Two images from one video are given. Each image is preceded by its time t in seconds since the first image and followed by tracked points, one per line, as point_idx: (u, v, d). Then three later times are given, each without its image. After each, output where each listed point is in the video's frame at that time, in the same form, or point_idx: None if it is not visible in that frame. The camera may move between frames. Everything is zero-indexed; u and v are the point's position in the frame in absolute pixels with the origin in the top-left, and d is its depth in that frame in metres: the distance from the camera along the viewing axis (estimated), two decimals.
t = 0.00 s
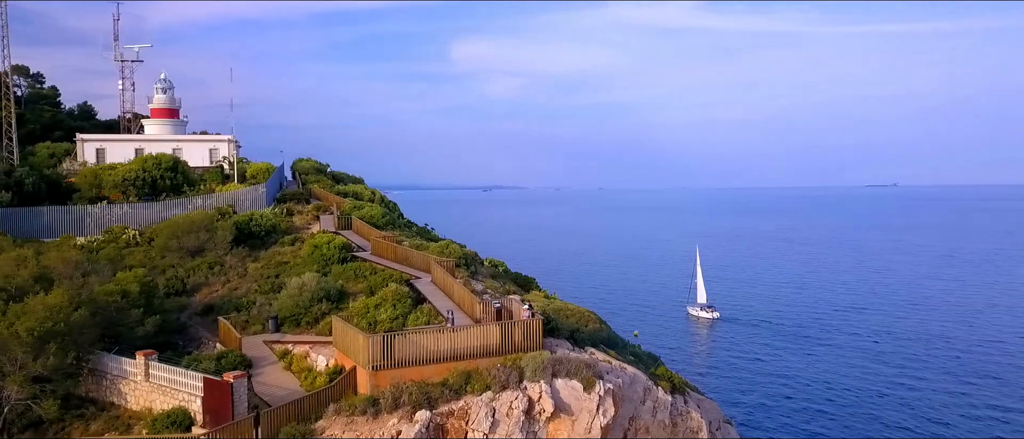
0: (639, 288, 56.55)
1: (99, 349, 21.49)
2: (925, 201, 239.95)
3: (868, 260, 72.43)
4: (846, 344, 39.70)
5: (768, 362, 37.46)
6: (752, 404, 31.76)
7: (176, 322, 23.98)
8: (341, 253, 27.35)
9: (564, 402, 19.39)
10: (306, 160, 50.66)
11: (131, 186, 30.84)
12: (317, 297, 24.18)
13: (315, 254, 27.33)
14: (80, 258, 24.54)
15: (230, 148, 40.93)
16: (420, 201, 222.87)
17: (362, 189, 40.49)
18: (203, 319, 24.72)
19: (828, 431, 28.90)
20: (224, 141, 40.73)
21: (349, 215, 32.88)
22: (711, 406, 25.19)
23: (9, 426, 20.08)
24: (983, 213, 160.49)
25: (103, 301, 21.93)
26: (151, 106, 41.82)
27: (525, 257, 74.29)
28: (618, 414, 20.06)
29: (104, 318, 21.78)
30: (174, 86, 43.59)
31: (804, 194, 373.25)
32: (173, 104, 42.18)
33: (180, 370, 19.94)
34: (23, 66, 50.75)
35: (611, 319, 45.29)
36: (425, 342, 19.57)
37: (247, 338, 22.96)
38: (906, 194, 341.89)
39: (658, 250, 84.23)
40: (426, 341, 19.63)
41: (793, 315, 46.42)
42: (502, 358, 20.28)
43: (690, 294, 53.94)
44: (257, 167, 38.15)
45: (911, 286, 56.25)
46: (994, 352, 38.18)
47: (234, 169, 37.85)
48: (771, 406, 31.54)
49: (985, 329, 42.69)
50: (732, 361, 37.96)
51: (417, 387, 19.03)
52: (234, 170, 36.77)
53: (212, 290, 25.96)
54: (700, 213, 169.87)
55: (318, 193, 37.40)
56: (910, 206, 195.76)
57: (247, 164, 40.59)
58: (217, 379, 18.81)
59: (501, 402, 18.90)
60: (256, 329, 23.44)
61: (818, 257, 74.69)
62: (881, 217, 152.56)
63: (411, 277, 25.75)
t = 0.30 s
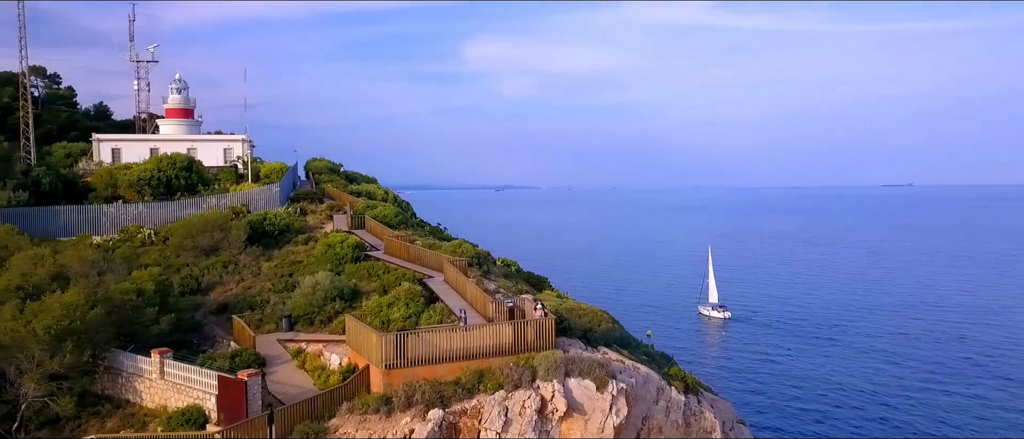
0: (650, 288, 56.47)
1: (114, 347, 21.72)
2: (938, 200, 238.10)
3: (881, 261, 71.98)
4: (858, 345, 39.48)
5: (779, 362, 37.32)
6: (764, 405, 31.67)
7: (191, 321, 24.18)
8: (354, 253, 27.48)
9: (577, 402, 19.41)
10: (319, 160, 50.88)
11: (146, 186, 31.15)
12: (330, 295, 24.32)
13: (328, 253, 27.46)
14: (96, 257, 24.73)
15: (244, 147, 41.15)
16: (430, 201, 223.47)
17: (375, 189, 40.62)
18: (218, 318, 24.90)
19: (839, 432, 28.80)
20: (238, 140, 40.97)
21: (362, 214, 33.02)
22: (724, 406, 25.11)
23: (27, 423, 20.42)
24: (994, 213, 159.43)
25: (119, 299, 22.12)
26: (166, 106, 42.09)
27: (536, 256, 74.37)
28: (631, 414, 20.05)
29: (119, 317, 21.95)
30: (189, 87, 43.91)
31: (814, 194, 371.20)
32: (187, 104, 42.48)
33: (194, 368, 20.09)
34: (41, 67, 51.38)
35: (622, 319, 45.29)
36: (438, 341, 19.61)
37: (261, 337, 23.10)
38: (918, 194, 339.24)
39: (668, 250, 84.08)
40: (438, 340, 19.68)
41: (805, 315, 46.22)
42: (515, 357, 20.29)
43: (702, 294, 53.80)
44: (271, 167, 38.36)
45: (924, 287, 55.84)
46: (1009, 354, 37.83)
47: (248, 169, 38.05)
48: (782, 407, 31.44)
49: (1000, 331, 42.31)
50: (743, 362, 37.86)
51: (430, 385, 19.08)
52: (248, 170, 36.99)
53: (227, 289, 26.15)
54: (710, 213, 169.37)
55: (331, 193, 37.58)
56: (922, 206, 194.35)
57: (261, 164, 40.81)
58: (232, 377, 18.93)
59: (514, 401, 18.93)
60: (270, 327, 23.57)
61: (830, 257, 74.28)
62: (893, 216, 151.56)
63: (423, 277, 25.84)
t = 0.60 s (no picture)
0: (662, 287, 56.35)
1: (130, 345, 21.90)
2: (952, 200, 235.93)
3: (895, 261, 71.42)
4: (872, 346, 39.22)
5: (792, 363, 37.15)
6: (776, 406, 31.51)
7: (206, 319, 24.37)
8: (368, 252, 27.60)
9: (590, 401, 19.40)
10: (333, 160, 51.12)
11: (161, 186, 31.42)
12: (344, 295, 24.44)
13: (342, 252, 27.59)
14: (113, 256, 24.92)
15: (258, 147, 41.37)
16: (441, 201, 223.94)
17: (388, 188, 40.74)
18: (232, 317, 25.06)
19: (852, 433, 28.67)
20: (253, 140, 41.19)
21: (376, 214, 33.14)
22: (738, 406, 25.00)
23: (45, 420, 20.65)
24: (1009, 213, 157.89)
25: (135, 298, 22.30)
26: (181, 106, 42.40)
27: (547, 256, 74.42)
28: (644, 414, 20.03)
29: (135, 315, 22.14)
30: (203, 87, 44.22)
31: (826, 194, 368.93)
32: (202, 105, 42.78)
33: (209, 366, 20.23)
34: (58, 69, 51.98)
35: (633, 319, 45.24)
36: (451, 340, 19.63)
37: (275, 335, 23.23)
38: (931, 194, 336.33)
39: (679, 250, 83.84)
40: (451, 339, 19.70)
41: (818, 316, 45.96)
42: (528, 357, 20.28)
43: (715, 294, 53.61)
44: (285, 167, 38.55)
45: (940, 288, 55.36)
46: None
47: (262, 169, 38.26)
48: (795, 407, 31.33)
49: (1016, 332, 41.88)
50: (755, 362, 37.73)
51: (443, 384, 19.12)
52: (262, 169, 37.19)
53: (241, 288, 26.32)
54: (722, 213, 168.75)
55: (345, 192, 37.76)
56: (936, 206, 192.69)
57: (275, 164, 41.03)
58: (246, 375, 19.03)
59: (527, 401, 18.96)
60: (284, 326, 23.68)
61: (844, 258, 73.79)
62: (906, 216, 150.37)
63: (436, 276, 25.90)
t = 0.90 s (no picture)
0: (675, 288, 56.19)
1: (147, 344, 22.09)
2: (966, 200, 233.85)
3: (911, 262, 70.85)
4: (887, 348, 38.90)
5: (805, 364, 36.93)
6: (790, 407, 31.34)
7: (222, 318, 24.55)
8: (382, 251, 27.72)
9: (605, 402, 19.40)
10: (347, 160, 51.34)
11: (177, 185, 31.67)
12: (359, 294, 24.55)
13: (356, 252, 27.72)
14: (130, 255, 25.12)
15: (273, 147, 41.59)
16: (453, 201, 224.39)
17: (402, 188, 40.87)
18: (248, 316, 25.23)
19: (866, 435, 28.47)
20: (268, 140, 41.42)
21: (390, 214, 33.28)
22: (753, 407, 24.91)
23: (63, 418, 20.90)
24: None
25: (152, 297, 22.48)
26: (197, 106, 42.71)
27: (559, 256, 74.44)
28: (659, 414, 19.99)
29: (151, 314, 22.31)
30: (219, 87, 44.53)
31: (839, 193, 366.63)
32: (218, 105, 43.08)
33: (225, 365, 20.37)
34: (77, 70, 52.56)
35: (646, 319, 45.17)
36: (465, 339, 19.65)
37: (290, 334, 23.36)
38: (946, 193, 333.44)
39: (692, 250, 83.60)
40: (465, 339, 19.72)
41: (832, 317, 45.67)
42: (542, 356, 20.27)
43: (728, 294, 53.40)
44: (300, 167, 38.74)
45: (955, 289, 54.88)
46: None
47: (278, 169, 38.48)
48: (809, 408, 31.16)
49: None
50: (768, 363, 37.55)
51: (457, 384, 19.15)
52: (277, 169, 37.42)
53: (256, 287, 26.50)
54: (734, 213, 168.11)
55: (360, 192, 37.92)
56: (950, 206, 191.09)
57: (290, 164, 41.24)
58: (262, 374, 19.14)
59: (541, 401, 18.97)
60: (299, 326, 23.82)
61: (859, 258, 73.25)
62: (920, 216, 149.27)
63: (450, 276, 25.97)
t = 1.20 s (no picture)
0: (688, 288, 56.03)
1: (163, 343, 22.27)
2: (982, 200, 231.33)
3: (926, 262, 70.25)
4: (902, 349, 38.60)
5: (819, 365, 36.73)
6: (804, 408, 31.19)
7: (237, 317, 24.72)
8: (397, 251, 27.83)
9: (619, 402, 19.37)
10: (361, 160, 51.54)
11: (193, 185, 31.94)
12: (373, 293, 24.66)
13: (371, 251, 27.84)
14: (146, 254, 25.30)
15: (288, 147, 41.82)
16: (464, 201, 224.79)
17: (417, 188, 40.97)
18: (263, 315, 25.39)
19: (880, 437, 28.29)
20: (283, 140, 41.66)
21: (404, 213, 33.39)
22: (768, 408, 24.78)
23: (81, 415, 21.12)
24: None
25: (168, 296, 22.66)
26: (213, 107, 43.02)
27: (571, 256, 74.43)
28: (673, 415, 19.95)
29: (168, 313, 22.51)
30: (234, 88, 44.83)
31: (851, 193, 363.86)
32: (233, 105, 43.38)
33: (241, 364, 20.52)
34: (94, 71, 53.08)
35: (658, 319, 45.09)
36: (479, 339, 19.68)
37: (305, 334, 23.49)
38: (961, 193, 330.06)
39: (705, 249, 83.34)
40: (479, 338, 19.75)
41: (846, 317, 45.38)
42: (556, 357, 20.27)
43: (742, 295, 53.18)
44: (315, 167, 38.93)
45: (971, 289, 54.37)
46: None
47: (292, 169, 38.69)
48: (822, 409, 31.00)
49: None
50: (781, 364, 37.38)
51: (471, 383, 19.18)
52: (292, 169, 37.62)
53: (271, 287, 26.67)
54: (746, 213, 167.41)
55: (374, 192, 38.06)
56: (965, 206, 189.24)
57: (305, 163, 41.44)
58: (277, 373, 19.24)
59: (555, 401, 18.96)
60: (314, 325, 23.96)
61: (873, 259, 72.71)
62: (936, 216, 147.89)
63: (464, 275, 26.04)
